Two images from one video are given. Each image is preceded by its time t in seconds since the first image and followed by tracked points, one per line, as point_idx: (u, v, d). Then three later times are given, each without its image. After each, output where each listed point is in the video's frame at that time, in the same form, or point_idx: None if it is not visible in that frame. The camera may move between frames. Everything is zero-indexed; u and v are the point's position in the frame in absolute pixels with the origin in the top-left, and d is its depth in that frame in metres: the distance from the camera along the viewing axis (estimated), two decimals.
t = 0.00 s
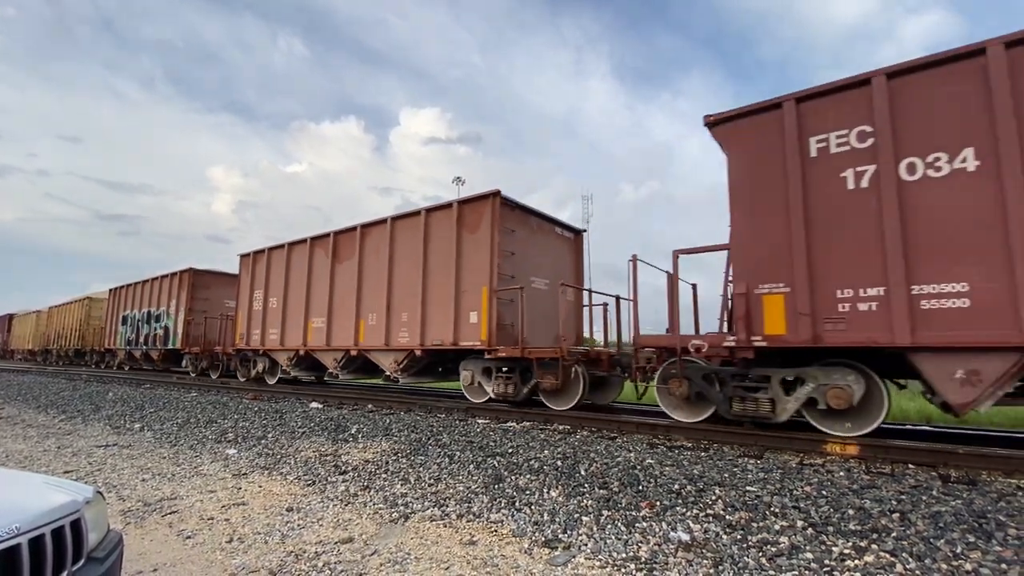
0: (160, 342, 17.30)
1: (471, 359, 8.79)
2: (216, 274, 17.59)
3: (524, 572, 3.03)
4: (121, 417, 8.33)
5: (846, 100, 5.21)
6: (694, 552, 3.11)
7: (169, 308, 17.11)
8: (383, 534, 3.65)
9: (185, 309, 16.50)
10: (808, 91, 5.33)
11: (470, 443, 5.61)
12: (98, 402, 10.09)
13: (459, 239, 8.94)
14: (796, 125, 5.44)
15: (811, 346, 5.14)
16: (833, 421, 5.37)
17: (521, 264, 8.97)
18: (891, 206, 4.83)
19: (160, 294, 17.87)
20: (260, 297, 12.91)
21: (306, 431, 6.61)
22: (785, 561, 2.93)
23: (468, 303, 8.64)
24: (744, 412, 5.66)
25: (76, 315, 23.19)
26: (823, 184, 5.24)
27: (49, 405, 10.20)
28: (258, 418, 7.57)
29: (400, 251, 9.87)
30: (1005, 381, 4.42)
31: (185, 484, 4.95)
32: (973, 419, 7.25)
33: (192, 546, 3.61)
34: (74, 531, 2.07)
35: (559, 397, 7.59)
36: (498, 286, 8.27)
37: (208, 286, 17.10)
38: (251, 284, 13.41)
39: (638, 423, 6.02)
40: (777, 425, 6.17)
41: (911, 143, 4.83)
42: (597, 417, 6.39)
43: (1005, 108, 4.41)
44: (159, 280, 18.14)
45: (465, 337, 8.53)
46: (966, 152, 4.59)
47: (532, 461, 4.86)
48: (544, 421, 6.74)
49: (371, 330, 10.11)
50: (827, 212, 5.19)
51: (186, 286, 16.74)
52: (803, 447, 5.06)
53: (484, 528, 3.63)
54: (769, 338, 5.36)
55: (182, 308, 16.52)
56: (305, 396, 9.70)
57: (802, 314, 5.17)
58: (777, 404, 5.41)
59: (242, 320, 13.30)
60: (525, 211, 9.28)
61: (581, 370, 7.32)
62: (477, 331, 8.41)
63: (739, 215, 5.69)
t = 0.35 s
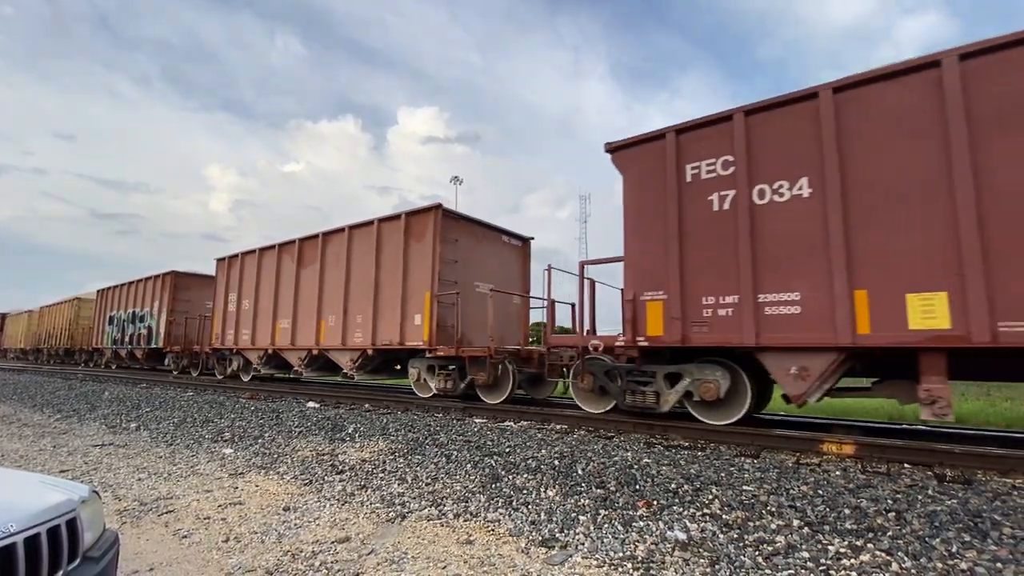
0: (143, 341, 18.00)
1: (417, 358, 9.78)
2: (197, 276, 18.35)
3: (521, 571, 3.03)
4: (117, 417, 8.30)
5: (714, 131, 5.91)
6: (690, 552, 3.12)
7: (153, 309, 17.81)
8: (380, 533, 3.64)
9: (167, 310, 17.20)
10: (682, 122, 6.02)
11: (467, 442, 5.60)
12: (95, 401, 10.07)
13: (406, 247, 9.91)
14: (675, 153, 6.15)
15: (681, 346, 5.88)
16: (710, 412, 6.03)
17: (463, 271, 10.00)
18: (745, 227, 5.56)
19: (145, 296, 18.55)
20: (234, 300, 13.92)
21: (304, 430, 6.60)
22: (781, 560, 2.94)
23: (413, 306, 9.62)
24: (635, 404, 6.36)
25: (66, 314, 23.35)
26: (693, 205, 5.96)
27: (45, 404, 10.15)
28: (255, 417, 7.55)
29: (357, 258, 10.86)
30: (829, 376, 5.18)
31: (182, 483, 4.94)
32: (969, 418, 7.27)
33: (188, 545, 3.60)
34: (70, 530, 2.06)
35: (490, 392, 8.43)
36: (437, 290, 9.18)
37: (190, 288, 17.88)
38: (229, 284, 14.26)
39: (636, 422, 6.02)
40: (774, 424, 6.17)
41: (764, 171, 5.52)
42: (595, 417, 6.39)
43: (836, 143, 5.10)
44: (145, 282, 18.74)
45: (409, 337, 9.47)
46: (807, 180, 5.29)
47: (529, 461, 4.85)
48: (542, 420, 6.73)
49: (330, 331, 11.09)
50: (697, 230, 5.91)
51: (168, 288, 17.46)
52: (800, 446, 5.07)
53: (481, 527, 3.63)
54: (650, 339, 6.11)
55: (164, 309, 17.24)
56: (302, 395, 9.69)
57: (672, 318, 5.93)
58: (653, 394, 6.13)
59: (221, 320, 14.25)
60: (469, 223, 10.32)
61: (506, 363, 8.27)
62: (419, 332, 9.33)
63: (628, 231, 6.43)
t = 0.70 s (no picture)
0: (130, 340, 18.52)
1: (372, 354, 10.65)
2: (180, 278, 18.91)
3: (519, 570, 3.03)
4: (114, 416, 8.26)
5: (613, 155, 6.79)
6: (687, 550, 3.12)
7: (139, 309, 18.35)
8: (377, 532, 3.64)
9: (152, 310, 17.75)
10: (588, 147, 6.88)
11: (465, 441, 5.60)
12: (91, 400, 10.04)
13: (362, 254, 10.79)
14: (583, 174, 7.05)
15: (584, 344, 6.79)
16: (612, 404, 6.84)
17: (415, 276, 11.04)
18: (635, 240, 6.47)
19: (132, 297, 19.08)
20: (210, 301, 14.70)
21: (301, 429, 6.60)
22: (778, 559, 2.94)
23: (367, 308, 10.48)
24: (551, 397, 7.23)
25: (57, 314, 23.46)
26: (597, 221, 6.86)
27: (40, 404, 10.09)
28: (252, 416, 7.54)
29: (319, 262, 11.73)
30: (698, 370, 6.03)
31: (178, 482, 4.92)
32: (965, 416, 7.29)
33: (185, 545, 3.59)
34: (66, 529, 2.06)
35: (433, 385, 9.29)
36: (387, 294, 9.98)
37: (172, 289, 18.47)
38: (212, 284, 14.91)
39: (634, 421, 6.03)
40: (772, 423, 6.19)
41: (652, 193, 6.41)
42: (593, 416, 6.39)
43: (706, 168, 5.98)
44: (131, 284, 19.21)
45: (363, 337, 10.33)
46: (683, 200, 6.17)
47: (526, 460, 4.85)
48: (540, 419, 6.73)
49: (296, 330, 11.98)
50: (599, 243, 6.80)
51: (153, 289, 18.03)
52: (797, 445, 5.08)
53: (478, 527, 3.63)
54: (561, 338, 6.97)
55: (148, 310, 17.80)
56: (299, 394, 9.67)
57: (578, 319, 6.82)
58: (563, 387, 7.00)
59: (200, 321, 14.99)
60: (423, 233, 11.37)
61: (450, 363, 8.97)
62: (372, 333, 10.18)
63: (545, 242, 7.32)
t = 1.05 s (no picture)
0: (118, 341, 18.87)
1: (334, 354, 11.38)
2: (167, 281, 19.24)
3: (518, 569, 3.02)
4: (111, 416, 8.23)
5: (536, 173, 7.35)
6: (686, 549, 3.12)
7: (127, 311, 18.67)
8: (376, 532, 3.63)
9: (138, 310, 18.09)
10: (513, 165, 7.47)
11: (464, 441, 5.59)
12: (89, 400, 9.99)
13: (324, 259, 11.61)
14: (510, 189, 7.63)
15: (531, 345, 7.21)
16: (536, 397, 7.45)
17: (375, 280, 11.82)
18: (549, 249, 7.04)
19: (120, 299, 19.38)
20: (191, 303, 15.39)
21: (300, 428, 6.59)
22: (776, 558, 2.94)
23: (327, 310, 11.29)
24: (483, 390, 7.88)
25: (49, 315, 23.59)
26: (520, 232, 7.43)
27: (38, 404, 10.04)
28: (251, 416, 7.53)
29: (287, 267, 12.54)
30: (599, 365, 6.64)
31: (177, 482, 4.91)
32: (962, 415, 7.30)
33: (183, 545, 3.58)
34: (63, 530, 2.05)
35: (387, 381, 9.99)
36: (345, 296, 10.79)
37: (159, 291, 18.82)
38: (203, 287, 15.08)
39: (633, 420, 6.02)
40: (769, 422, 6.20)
41: (565, 208, 6.97)
42: (592, 415, 6.39)
43: (608, 186, 6.56)
44: (121, 285, 19.37)
45: (324, 337, 11.09)
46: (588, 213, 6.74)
47: (525, 459, 4.85)
48: (539, 418, 6.73)
49: (266, 330, 12.78)
50: (522, 253, 7.35)
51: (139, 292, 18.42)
52: (795, 444, 5.09)
53: (477, 526, 3.63)
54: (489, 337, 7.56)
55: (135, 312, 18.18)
56: (298, 393, 9.67)
57: (503, 321, 7.36)
58: (493, 380, 7.69)
59: (182, 321, 15.64)
60: (384, 240, 12.22)
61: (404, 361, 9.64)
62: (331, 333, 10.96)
63: (479, 251, 7.90)
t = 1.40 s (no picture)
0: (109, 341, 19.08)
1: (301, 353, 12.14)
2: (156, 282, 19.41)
3: (518, 568, 3.03)
4: (111, 416, 8.22)
5: (473, 188, 8.17)
6: (686, 548, 3.12)
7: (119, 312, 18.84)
8: (376, 531, 3.63)
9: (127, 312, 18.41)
10: (453, 181, 8.26)
11: (464, 440, 5.59)
12: (89, 400, 9.98)
13: (292, 265, 12.38)
14: (452, 203, 8.43)
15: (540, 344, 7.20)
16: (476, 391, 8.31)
17: (341, 283, 12.65)
18: (483, 258, 7.85)
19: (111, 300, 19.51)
20: (174, 304, 16.00)
21: (300, 428, 6.58)
22: (776, 557, 2.94)
23: (294, 312, 12.01)
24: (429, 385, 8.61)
25: (44, 316, 23.72)
26: (460, 241, 8.24)
27: (37, 404, 10.03)
28: (251, 416, 7.52)
29: (259, 272, 13.29)
30: (525, 362, 7.43)
31: (177, 482, 4.92)
32: (963, 414, 7.28)
33: (183, 544, 3.59)
34: (61, 531, 2.04)
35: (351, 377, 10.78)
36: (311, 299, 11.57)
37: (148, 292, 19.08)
38: (194, 289, 15.26)
39: (632, 419, 6.02)
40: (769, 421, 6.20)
41: (496, 219, 7.76)
42: (591, 414, 6.39)
43: (529, 202, 7.35)
44: (111, 286, 19.36)
45: (291, 337, 11.85)
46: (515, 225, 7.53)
47: (525, 458, 4.85)
48: (539, 417, 6.73)
49: (241, 331, 13.50)
50: (463, 259, 8.15)
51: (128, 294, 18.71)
52: (795, 443, 5.09)
53: (477, 525, 3.63)
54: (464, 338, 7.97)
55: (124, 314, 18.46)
56: (298, 393, 9.66)
57: (444, 323, 8.18)
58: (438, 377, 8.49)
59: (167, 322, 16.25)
60: (353, 246, 13.07)
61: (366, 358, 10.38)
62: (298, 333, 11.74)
63: (425, 258, 8.71)
